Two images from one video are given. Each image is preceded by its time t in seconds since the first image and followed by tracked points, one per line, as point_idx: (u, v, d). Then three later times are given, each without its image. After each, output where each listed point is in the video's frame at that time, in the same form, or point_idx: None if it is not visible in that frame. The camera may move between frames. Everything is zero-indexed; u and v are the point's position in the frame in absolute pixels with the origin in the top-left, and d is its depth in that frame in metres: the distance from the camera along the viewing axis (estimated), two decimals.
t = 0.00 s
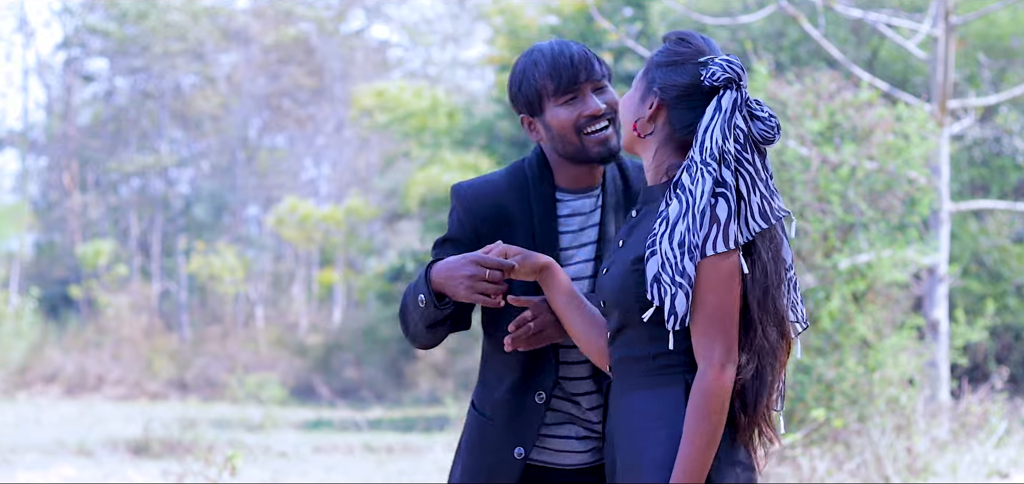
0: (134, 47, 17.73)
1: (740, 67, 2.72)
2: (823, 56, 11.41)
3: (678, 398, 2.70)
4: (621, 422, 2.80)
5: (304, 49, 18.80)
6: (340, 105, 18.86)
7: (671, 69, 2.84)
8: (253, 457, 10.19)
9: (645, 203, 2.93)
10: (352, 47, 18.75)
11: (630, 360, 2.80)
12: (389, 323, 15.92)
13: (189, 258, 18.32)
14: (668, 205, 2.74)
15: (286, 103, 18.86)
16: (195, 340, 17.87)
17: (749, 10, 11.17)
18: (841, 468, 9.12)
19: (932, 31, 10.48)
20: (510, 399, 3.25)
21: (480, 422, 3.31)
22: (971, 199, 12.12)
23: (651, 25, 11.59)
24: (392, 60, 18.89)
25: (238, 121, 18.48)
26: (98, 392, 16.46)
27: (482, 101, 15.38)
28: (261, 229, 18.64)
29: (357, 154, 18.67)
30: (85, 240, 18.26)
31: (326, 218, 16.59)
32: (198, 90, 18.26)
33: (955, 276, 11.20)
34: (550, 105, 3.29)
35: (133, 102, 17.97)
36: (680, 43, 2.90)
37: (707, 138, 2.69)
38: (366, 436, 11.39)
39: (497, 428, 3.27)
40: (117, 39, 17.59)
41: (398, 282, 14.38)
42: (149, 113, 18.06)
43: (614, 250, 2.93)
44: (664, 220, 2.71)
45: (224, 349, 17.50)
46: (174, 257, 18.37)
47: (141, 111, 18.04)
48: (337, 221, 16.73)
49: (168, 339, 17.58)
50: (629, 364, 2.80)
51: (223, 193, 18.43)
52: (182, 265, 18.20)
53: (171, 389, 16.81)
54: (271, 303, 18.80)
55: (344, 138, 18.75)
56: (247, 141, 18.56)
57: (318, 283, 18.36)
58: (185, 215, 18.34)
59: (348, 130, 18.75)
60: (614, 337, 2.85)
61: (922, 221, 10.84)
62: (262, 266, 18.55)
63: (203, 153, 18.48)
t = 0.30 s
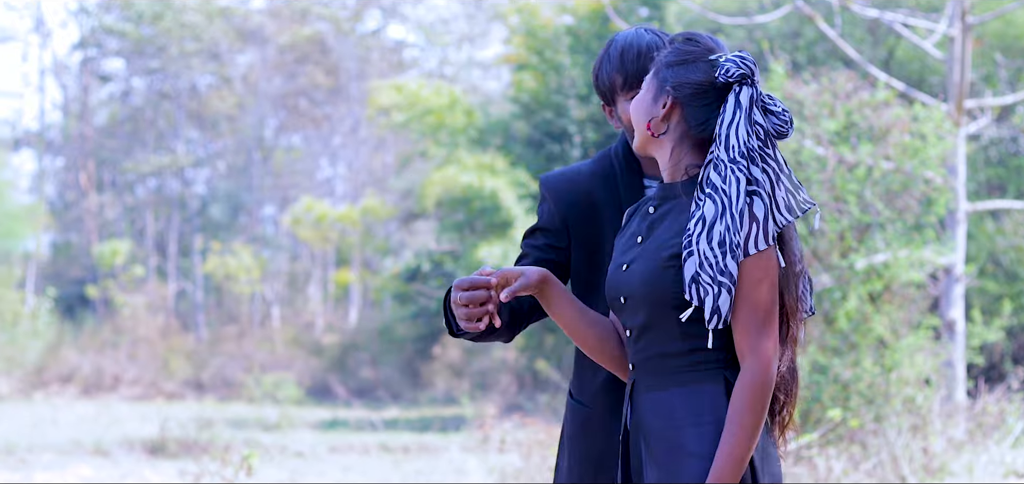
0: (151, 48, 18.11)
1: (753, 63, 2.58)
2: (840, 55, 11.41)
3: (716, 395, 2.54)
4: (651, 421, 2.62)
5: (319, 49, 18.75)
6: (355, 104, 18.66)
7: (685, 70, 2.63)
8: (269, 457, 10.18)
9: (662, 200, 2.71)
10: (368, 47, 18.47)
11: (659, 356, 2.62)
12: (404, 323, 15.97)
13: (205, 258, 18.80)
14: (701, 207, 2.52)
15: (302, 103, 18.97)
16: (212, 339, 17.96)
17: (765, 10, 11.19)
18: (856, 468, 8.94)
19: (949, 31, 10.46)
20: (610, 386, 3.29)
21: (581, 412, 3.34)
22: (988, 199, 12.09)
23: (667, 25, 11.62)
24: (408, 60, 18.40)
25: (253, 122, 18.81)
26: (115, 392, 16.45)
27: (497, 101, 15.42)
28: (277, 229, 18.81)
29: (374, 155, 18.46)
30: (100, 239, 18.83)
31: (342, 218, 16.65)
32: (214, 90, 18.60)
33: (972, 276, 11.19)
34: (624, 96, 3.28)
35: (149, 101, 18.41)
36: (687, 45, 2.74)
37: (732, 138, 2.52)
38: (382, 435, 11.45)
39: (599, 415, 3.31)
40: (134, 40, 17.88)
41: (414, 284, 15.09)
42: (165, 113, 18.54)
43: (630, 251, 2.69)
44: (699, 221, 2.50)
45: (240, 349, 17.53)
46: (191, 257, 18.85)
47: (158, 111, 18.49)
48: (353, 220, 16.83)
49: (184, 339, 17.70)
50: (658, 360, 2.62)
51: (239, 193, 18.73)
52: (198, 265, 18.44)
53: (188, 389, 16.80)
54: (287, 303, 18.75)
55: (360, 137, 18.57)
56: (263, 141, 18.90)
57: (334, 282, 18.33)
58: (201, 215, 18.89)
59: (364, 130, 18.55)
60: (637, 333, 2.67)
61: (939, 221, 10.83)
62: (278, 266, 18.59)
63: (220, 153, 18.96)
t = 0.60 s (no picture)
0: (159, 50, 18.16)
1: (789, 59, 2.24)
2: (848, 56, 11.41)
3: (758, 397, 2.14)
4: (685, 428, 2.17)
5: (328, 49, 18.83)
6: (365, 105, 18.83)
7: (704, 73, 2.23)
8: (278, 457, 10.19)
9: (696, 198, 2.27)
10: (377, 48, 18.85)
11: (695, 353, 2.18)
12: (414, 323, 16.35)
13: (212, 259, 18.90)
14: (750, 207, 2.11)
15: (309, 104, 19.07)
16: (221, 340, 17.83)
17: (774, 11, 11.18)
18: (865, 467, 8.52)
19: (958, 31, 10.42)
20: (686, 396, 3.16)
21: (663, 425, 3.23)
22: (997, 199, 12.10)
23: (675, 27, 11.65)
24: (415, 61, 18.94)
25: (262, 122, 18.81)
26: (124, 393, 16.17)
27: (505, 102, 15.45)
28: (285, 230, 19.11)
29: (382, 156, 18.74)
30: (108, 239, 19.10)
31: (350, 219, 16.40)
32: (223, 91, 18.74)
33: (980, 276, 11.19)
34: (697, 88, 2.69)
35: (157, 102, 18.46)
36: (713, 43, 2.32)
37: (779, 129, 2.15)
38: (391, 435, 11.47)
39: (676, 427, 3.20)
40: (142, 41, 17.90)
41: (423, 283, 16.07)
42: (174, 114, 18.60)
43: (664, 250, 2.25)
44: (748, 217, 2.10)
45: (249, 349, 17.21)
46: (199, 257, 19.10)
47: (166, 112, 18.57)
48: (362, 222, 16.55)
49: (192, 340, 17.38)
50: (693, 357, 2.18)
51: (246, 194, 18.82)
52: (206, 265, 18.46)
53: (196, 390, 16.54)
54: (296, 303, 19.08)
55: (369, 138, 18.79)
56: (271, 141, 18.91)
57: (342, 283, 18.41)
58: (209, 216, 18.80)
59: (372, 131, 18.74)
60: (669, 330, 2.22)
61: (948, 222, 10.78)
62: (287, 266, 18.97)
63: (227, 154, 19.02)
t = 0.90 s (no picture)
0: (161, 51, 18.09)
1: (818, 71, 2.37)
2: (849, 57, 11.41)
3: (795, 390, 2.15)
4: (721, 425, 2.15)
5: (329, 49, 18.79)
6: (366, 106, 18.68)
7: (771, 77, 2.23)
8: (279, 457, 10.20)
9: (727, 199, 2.27)
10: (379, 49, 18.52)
11: (730, 352, 2.17)
12: (415, 324, 16.28)
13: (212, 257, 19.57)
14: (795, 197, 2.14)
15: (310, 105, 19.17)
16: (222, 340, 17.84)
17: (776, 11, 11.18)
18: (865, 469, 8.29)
19: (960, 31, 10.38)
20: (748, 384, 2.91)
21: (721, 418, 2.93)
22: (999, 200, 12.08)
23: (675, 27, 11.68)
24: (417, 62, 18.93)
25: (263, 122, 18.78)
26: (125, 393, 16.17)
27: (507, 102, 15.43)
28: (287, 231, 19.40)
29: (384, 156, 18.66)
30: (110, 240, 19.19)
31: (353, 220, 16.09)
32: (224, 92, 18.76)
33: (982, 277, 11.18)
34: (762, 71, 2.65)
35: (159, 102, 18.56)
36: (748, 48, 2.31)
37: (824, 130, 2.23)
38: (392, 436, 11.48)
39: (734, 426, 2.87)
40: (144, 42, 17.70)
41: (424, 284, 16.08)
42: (176, 114, 18.75)
43: (698, 249, 2.23)
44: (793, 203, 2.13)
45: (251, 350, 17.16)
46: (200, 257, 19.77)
47: (168, 113, 18.72)
48: (364, 222, 16.31)
49: (194, 341, 17.37)
50: (727, 356, 2.17)
51: (248, 194, 19.08)
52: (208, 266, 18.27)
53: (198, 390, 16.53)
54: (297, 304, 19.18)
55: (370, 138, 18.71)
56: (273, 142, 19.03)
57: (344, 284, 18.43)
58: (212, 216, 19.34)
59: (374, 132, 18.68)
60: (703, 330, 2.20)
61: (951, 223, 10.68)
62: (288, 267, 18.99)
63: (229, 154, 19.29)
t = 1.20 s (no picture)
0: (158, 54, 18.17)
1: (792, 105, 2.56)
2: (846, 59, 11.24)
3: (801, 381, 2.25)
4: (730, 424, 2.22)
5: (326, 52, 18.87)
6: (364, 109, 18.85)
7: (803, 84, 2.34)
8: (276, 461, 10.19)
9: (732, 204, 2.33)
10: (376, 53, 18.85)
11: (740, 356, 2.25)
12: (412, 327, 16.55)
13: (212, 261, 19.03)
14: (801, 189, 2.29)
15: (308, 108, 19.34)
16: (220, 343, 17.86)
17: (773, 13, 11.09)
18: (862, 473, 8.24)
19: (956, 34, 10.35)
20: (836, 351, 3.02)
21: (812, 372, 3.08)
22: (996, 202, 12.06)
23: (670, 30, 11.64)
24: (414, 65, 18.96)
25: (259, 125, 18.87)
26: (121, 396, 16.18)
27: (505, 104, 15.39)
28: (283, 234, 19.40)
29: (381, 159, 18.82)
30: (107, 243, 19.24)
31: (349, 222, 16.20)
32: (221, 96, 18.85)
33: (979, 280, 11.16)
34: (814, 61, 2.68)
35: (155, 105, 18.52)
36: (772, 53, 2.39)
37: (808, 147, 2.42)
38: (389, 439, 11.47)
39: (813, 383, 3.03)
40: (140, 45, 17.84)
41: (420, 286, 15.97)
42: (172, 117, 18.77)
43: (705, 255, 2.30)
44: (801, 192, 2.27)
45: (247, 352, 17.18)
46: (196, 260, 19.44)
47: (164, 116, 18.70)
48: (360, 225, 16.35)
49: (191, 344, 17.33)
50: (738, 358, 2.25)
51: (245, 198, 18.96)
52: (204, 268, 18.55)
53: (195, 393, 16.54)
54: (293, 307, 19.36)
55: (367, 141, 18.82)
56: (269, 145, 19.11)
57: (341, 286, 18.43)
58: (208, 219, 18.97)
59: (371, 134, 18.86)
60: (713, 336, 2.27)
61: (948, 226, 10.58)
62: (285, 270, 19.15)
63: (227, 157, 19.20)
